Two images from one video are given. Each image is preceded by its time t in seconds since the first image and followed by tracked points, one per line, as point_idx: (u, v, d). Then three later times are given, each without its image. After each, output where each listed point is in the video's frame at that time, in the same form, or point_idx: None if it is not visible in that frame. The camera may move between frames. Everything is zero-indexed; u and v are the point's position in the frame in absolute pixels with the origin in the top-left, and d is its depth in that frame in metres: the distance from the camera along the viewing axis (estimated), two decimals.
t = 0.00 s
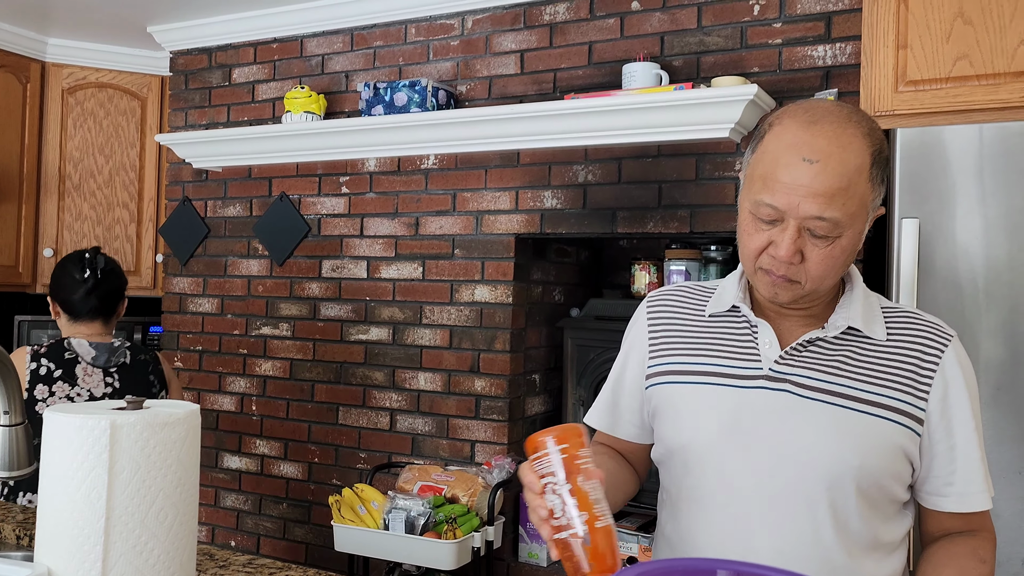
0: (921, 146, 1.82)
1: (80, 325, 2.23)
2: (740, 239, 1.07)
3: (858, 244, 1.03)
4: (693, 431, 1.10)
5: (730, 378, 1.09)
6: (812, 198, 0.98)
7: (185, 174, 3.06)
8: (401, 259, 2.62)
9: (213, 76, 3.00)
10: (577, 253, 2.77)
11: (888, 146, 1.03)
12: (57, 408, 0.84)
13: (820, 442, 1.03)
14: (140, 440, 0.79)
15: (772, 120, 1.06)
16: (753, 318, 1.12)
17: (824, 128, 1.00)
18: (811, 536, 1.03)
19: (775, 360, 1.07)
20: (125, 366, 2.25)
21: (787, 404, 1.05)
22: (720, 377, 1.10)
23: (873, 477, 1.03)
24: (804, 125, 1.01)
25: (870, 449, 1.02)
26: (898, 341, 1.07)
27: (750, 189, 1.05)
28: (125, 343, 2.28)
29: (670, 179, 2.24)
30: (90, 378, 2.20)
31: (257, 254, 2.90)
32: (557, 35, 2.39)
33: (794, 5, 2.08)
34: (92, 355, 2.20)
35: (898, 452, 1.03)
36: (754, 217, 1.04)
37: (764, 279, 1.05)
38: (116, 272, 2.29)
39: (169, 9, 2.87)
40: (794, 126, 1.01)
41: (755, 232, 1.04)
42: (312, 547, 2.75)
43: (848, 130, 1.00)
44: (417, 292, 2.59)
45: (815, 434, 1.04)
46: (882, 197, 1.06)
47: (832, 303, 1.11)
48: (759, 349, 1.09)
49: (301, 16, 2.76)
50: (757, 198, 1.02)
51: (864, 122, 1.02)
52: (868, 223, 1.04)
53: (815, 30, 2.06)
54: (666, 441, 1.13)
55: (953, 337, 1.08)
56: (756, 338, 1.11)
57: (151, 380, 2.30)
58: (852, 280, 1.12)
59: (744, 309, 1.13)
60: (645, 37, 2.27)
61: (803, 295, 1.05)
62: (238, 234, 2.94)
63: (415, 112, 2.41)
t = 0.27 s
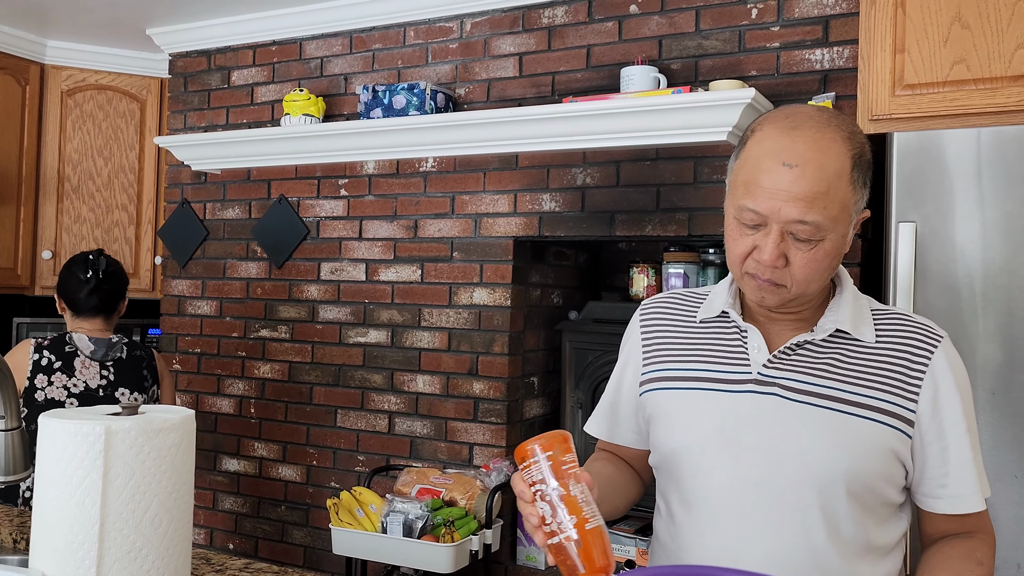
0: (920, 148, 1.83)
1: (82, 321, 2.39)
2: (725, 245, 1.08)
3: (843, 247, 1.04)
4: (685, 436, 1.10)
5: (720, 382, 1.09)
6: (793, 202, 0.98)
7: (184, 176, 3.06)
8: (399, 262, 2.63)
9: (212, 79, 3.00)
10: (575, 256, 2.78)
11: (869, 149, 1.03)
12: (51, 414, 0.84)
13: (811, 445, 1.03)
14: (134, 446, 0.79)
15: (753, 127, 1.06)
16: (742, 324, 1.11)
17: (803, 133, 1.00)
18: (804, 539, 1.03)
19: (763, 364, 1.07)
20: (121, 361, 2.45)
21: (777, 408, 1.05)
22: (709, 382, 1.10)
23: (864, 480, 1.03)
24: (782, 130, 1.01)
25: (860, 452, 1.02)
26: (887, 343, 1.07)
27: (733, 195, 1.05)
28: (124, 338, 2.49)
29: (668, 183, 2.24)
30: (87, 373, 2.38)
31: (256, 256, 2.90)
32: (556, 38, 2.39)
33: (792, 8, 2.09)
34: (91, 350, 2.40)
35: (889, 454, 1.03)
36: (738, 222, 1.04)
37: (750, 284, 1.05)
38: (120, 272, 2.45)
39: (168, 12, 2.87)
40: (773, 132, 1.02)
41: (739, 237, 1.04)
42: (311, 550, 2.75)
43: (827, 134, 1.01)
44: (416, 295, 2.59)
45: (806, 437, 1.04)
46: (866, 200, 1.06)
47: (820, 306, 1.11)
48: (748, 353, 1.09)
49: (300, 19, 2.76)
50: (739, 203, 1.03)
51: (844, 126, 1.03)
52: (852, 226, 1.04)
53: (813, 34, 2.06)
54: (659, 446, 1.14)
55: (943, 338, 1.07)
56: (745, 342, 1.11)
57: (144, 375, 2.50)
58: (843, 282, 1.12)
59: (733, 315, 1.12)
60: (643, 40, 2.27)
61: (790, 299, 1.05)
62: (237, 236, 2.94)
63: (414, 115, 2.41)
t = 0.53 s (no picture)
0: (927, 149, 1.83)
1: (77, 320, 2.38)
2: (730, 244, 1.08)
3: (849, 243, 1.04)
4: (693, 435, 1.11)
5: (729, 382, 1.10)
6: (796, 198, 0.99)
7: (191, 177, 3.07)
8: (407, 262, 2.63)
9: (220, 79, 3.01)
10: (582, 257, 2.78)
11: (873, 146, 1.04)
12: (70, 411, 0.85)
13: (820, 443, 1.03)
14: (151, 443, 0.81)
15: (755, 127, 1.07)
16: (751, 322, 1.12)
17: (804, 130, 1.01)
18: (813, 538, 1.03)
19: (772, 363, 1.08)
20: (106, 359, 2.39)
21: (785, 406, 1.06)
22: (718, 381, 1.10)
23: (872, 478, 1.03)
24: (784, 128, 1.02)
25: (868, 450, 1.03)
26: (895, 341, 1.07)
27: (737, 194, 1.06)
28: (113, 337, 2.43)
29: (675, 183, 2.25)
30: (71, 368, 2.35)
31: (263, 256, 2.91)
32: (564, 39, 2.39)
33: (800, 9, 2.09)
34: (77, 348, 2.36)
35: (898, 452, 1.03)
36: (743, 220, 1.05)
37: (756, 282, 1.05)
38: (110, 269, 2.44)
39: (176, 13, 2.88)
40: (776, 131, 1.03)
41: (744, 235, 1.04)
42: (318, 549, 2.75)
43: (830, 132, 1.01)
44: (422, 295, 2.59)
45: (813, 435, 1.04)
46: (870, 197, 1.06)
47: (828, 304, 1.11)
48: (757, 352, 1.10)
49: (308, 19, 2.77)
50: (744, 201, 1.04)
51: (847, 123, 1.03)
52: (857, 222, 1.05)
53: (820, 34, 2.06)
54: (668, 446, 1.14)
55: (953, 336, 1.08)
56: (755, 341, 1.11)
57: (132, 372, 2.45)
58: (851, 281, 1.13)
59: (742, 314, 1.13)
60: (651, 41, 2.27)
61: (797, 296, 1.05)
62: (244, 236, 2.95)
63: (422, 115, 2.42)
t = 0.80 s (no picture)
0: (935, 150, 1.82)
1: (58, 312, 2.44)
2: (751, 241, 1.08)
3: (870, 239, 1.04)
4: (705, 434, 1.11)
5: (740, 382, 1.10)
6: (821, 192, 0.99)
7: (200, 177, 3.08)
8: (414, 262, 2.63)
9: (228, 80, 3.02)
10: (589, 257, 2.78)
11: (892, 142, 1.04)
12: (87, 409, 0.86)
13: (829, 443, 1.04)
14: (168, 440, 0.81)
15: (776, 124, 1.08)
16: (762, 322, 1.12)
17: (828, 125, 1.01)
18: (825, 537, 1.04)
19: (783, 363, 1.08)
20: (77, 350, 2.42)
21: (796, 407, 1.06)
22: (730, 381, 1.10)
23: (884, 477, 1.03)
24: (807, 123, 1.02)
25: (880, 450, 1.03)
26: (907, 339, 1.06)
27: (759, 189, 1.06)
28: (86, 330, 2.47)
29: (683, 183, 2.24)
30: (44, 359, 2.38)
31: (271, 256, 2.91)
32: (572, 39, 2.39)
33: (809, 8, 2.08)
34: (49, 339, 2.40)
35: (910, 451, 1.03)
36: (764, 216, 1.04)
37: (777, 278, 1.05)
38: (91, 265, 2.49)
39: (185, 14, 2.89)
40: (799, 126, 1.03)
41: (766, 230, 1.04)
42: (326, 549, 2.76)
43: (853, 127, 1.01)
44: (431, 295, 2.60)
45: (824, 436, 1.04)
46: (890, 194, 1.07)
47: (842, 303, 1.10)
48: (768, 352, 1.09)
49: (316, 20, 2.78)
50: (767, 196, 1.03)
51: (868, 119, 1.04)
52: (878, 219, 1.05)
53: (830, 34, 2.06)
54: (681, 445, 1.15)
55: (964, 333, 1.06)
56: (766, 341, 1.11)
57: (100, 363, 2.45)
58: (863, 280, 1.12)
59: (753, 314, 1.13)
60: (659, 41, 2.27)
61: (818, 292, 1.05)
62: (253, 236, 2.96)
63: (430, 116, 2.42)
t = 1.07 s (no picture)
0: (939, 151, 1.82)
1: (71, 311, 2.52)
2: (771, 239, 1.08)
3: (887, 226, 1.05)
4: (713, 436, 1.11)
5: (749, 383, 1.09)
6: (846, 177, 1.00)
7: (205, 178, 3.09)
8: (419, 262, 2.64)
9: (233, 81, 3.03)
10: (594, 257, 2.78)
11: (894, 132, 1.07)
12: (93, 408, 0.86)
13: (836, 442, 1.05)
14: (173, 440, 0.82)
15: (780, 122, 1.09)
16: (768, 324, 1.11)
17: (839, 115, 1.03)
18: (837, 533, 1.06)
19: (791, 363, 1.08)
20: (78, 344, 2.47)
21: (807, 408, 1.06)
22: (739, 383, 1.10)
23: (890, 476, 1.04)
24: (818, 114, 1.04)
25: (891, 449, 1.04)
26: (912, 336, 1.07)
27: (776, 186, 1.06)
28: (93, 327, 2.52)
29: (687, 183, 2.24)
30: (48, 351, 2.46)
31: (276, 257, 2.92)
32: (576, 39, 2.40)
33: (813, 9, 2.08)
34: (57, 333, 2.47)
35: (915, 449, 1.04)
36: (786, 209, 1.05)
37: (804, 272, 1.04)
38: (98, 263, 2.54)
39: (190, 15, 2.90)
40: (810, 118, 1.05)
41: (790, 223, 1.04)
42: (330, 549, 2.76)
43: (862, 116, 1.04)
44: (435, 296, 2.60)
45: (836, 436, 1.05)
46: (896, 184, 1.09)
47: (846, 304, 1.11)
48: (775, 351, 1.10)
49: (321, 21, 2.78)
50: (788, 188, 1.04)
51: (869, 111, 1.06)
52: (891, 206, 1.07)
53: (834, 34, 2.06)
54: (688, 448, 1.14)
55: (969, 328, 1.06)
56: (772, 341, 1.11)
57: (99, 357, 2.48)
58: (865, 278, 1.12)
59: (760, 315, 1.12)
60: (664, 41, 2.27)
61: (846, 283, 1.04)
62: (258, 237, 2.97)
63: (434, 117, 2.42)
